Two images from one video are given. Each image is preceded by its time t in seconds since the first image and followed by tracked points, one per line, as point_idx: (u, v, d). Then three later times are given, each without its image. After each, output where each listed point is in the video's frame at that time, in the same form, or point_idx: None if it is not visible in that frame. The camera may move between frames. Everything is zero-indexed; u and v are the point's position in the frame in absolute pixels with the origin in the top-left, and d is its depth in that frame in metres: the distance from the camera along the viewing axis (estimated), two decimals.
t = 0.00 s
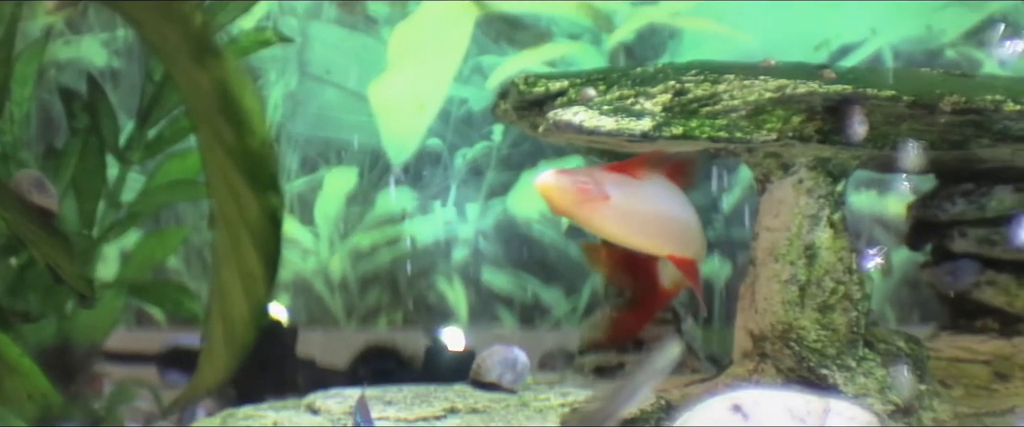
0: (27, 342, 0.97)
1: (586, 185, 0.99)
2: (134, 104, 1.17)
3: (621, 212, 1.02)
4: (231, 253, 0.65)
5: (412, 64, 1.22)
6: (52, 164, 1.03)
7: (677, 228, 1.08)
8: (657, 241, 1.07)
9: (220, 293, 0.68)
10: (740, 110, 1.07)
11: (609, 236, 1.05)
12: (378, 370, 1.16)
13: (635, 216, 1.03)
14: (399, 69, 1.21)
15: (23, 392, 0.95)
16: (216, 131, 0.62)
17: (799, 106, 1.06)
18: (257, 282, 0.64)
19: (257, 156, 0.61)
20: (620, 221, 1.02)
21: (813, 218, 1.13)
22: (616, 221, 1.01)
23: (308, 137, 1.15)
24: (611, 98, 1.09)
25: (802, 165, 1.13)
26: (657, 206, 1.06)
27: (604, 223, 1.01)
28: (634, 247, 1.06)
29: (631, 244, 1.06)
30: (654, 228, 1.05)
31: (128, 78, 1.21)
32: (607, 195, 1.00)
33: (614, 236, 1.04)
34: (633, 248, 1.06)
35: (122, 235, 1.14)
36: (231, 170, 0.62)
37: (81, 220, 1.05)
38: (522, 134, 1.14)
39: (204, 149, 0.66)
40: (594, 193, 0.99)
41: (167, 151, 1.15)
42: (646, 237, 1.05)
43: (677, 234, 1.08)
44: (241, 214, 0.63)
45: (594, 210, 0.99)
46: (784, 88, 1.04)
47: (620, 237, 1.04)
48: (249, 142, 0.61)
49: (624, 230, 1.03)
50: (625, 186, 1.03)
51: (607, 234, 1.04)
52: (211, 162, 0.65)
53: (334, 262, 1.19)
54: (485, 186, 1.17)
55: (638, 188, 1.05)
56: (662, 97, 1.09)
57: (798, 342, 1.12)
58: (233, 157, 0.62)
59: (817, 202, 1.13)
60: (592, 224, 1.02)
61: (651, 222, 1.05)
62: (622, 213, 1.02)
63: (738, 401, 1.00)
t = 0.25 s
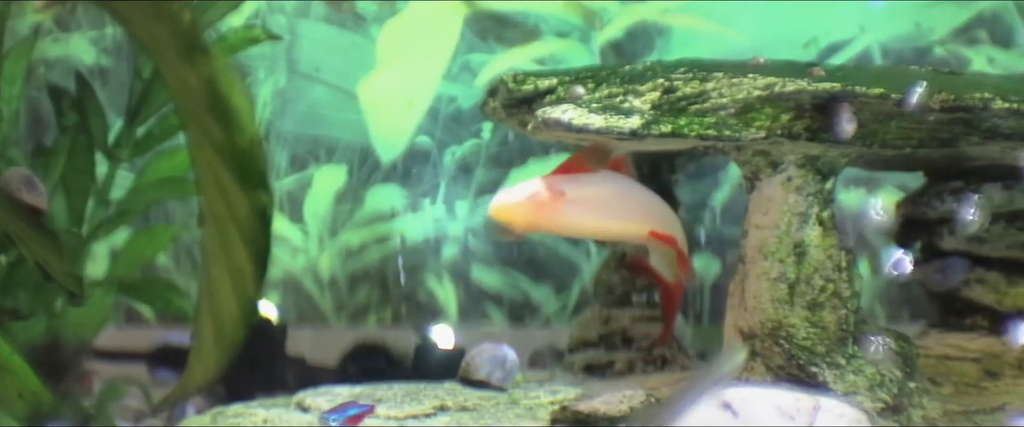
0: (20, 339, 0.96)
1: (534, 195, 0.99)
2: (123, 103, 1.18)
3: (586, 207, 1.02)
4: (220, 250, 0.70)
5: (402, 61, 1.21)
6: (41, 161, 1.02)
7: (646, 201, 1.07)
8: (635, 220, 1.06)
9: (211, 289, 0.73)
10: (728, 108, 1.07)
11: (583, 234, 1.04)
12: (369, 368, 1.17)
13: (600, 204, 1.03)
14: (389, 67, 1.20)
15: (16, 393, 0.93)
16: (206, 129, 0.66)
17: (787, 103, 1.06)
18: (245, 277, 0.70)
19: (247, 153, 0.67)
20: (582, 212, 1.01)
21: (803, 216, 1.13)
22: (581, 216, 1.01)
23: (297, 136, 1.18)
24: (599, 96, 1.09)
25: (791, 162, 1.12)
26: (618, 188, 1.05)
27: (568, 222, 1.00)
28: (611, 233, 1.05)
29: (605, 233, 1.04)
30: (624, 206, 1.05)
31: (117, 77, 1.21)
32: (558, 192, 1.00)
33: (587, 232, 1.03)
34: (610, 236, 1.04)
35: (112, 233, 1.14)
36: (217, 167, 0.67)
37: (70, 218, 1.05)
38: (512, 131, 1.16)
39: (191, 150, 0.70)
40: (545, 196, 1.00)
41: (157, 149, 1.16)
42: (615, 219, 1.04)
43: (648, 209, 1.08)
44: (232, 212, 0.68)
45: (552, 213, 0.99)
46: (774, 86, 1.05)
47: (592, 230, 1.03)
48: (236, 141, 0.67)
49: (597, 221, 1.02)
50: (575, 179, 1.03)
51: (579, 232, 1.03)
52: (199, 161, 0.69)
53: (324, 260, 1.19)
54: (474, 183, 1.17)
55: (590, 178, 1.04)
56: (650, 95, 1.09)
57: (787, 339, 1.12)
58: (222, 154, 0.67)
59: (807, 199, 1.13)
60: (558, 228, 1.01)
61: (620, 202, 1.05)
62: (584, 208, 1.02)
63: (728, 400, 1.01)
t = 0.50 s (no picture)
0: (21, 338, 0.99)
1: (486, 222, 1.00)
2: (125, 102, 1.17)
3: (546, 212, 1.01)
4: (223, 249, 0.89)
5: (403, 59, 1.21)
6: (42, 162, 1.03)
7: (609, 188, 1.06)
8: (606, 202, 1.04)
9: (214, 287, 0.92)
10: (729, 107, 1.08)
11: (559, 241, 1.02)
12: (370, 367, 1.17)
13: (559, 204, 1.02)
14: (391, 65, 1.20)
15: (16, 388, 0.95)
16: (212, 129, 0.82)
17: (788, 102, 1.06)
18: (247, 272, 0.88)
19: (256, 160, 0.83)
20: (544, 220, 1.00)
21: (803, 214, 1.13)
22: (543, 220, 1.00)
23: (299, 134, 1.18)
24: (601, 94, 1.10)
25: (791, 161, 1.13)
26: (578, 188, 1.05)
27: (534, 237, 0.99)
28: (588, 230, 1.03)
29: (581, 231, 1.03)
30: (587, 198, 1.04)
31: (118, 75, 1.19)
32: (510, 213, 1.00)
33: (560, 239, 1.02)
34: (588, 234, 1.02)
35: (114, 232, 1.15)
36: (219, 161, 0.83)
37: (72, 216, 1.09)
38: (512, 129, 1.17)
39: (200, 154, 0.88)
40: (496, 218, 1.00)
41: (158, 147, 1.16)
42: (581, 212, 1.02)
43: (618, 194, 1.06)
44: (237, 213, 0.86)
45: (507, 228, 0.98)
46: (774, 85, 1.06)
47: (565, 235, 1.02)
48: (242, 143, 0.82)
49: (565, 216, 1.01)
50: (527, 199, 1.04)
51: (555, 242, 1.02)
52: (203, 159, 0.88)
53: (325, 259, 1.19)
54: (475, 181, 1.18)
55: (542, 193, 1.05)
56: (651, 94, 1.10)
57: (788, 338, 1.12)
58: (226, 153, 0.83)
59: (807, 198, 1.13)
60: (531, 244, 1.00)
61: (580, 196, 1.03)
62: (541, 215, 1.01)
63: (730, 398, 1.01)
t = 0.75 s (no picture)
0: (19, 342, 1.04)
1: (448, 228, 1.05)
2: (128, 99, 1.17)
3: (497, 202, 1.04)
4: (227, 247, 0.88)
5: (404, 56, 1.20)
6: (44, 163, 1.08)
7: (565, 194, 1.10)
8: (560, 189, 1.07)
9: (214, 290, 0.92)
10: (729, 104, 1.09)
11: (544, 220, 1.02)
12: (370, 368, 1.16)
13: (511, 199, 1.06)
14: (392, 63, 1.20)
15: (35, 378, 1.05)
16: (216, 128, 0.84)
17: (787, 100, 1.07)
18: (249, 272, 0.87)
19: (256, 158, 0.82)
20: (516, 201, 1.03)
21: (803, 213, 1.13)
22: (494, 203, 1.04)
23: (302, 131, 1.18)
24: (601, 92, 1.11)
25: (792, 159, 1.13)
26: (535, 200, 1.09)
27: (512, 211, 1.01)
28: (568, 205, 1.04)
29: (560, 207, 1.04)
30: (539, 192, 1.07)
31: (121, 71, 1.17)
32: (483, 207, 1.04)
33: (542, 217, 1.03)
34: (569, 206, 1.03)
35: (117, 230, 1.15)
36: (222, 161, 0.84)
37: (74, 215, 1.13)
38: (514, 127, 1.18)
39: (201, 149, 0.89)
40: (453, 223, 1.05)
41: (161, 144, 1.17)
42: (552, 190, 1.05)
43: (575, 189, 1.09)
44: (239, 212, 0.85)
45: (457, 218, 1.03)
46: (774, 82, 1.07)
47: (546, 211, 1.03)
48: (245, 142, 0.83)
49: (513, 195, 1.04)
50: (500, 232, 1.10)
51: (539, 221, 1.02)
52: (205, 157, 0.89)
53: (326, 259, 1.18)
54: (477, 177, 1.18)
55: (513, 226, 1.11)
56: (652, 91, 1.11)
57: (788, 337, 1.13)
58: (226, 149, 0.84)
59: (807, 195, 1.13)
60: (516, 224, 1.01)
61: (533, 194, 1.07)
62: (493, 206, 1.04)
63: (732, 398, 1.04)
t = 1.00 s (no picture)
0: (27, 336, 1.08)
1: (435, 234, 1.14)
2: (133, 95, 1.15)
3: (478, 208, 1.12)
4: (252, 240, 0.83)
5: (409, 53, 1.21)
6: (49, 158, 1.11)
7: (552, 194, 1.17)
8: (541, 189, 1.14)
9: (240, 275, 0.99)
10: (735, 100, 1.09)
11: (522, 219, 1.10)
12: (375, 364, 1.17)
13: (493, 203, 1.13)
14: (397, 59, 1.20)
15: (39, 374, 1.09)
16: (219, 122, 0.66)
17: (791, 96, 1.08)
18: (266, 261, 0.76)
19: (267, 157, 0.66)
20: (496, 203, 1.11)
21: (808, 208, 1.13)
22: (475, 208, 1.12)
23: (307, 127, 1.18)
24: (606, 88, 1.11)
25: (797, 155, 1.13)
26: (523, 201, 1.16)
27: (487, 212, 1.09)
28: (547, 204, 1.11)
29: (539, 205, 1.11)
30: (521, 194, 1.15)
31: (126, 68, 1.16)
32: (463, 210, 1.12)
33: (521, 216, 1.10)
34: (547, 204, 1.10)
35: (120, 226, 1.16)
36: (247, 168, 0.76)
37: (79, 210, 1.13)
38: (518, 123, 1.18)
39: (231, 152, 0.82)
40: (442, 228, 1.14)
41: (165, 140, 1.15)
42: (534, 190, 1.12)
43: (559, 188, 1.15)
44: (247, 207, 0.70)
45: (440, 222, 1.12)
46: (778, 78, 1.08)
47: (524, 210, 1.10)
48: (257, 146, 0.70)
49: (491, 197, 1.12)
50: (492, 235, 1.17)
51: (514, 220, 1.09)
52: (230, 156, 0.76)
53: (332, 253, 1.18)
54: (483, 172, 1.18)
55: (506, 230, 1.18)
56: (657, 87, 1.11)
57: (793, 333, 1.13)
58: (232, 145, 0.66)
59: (812, 191, 1.14)
60: (494, 223, 1.09)
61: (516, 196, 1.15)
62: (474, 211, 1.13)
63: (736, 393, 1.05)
